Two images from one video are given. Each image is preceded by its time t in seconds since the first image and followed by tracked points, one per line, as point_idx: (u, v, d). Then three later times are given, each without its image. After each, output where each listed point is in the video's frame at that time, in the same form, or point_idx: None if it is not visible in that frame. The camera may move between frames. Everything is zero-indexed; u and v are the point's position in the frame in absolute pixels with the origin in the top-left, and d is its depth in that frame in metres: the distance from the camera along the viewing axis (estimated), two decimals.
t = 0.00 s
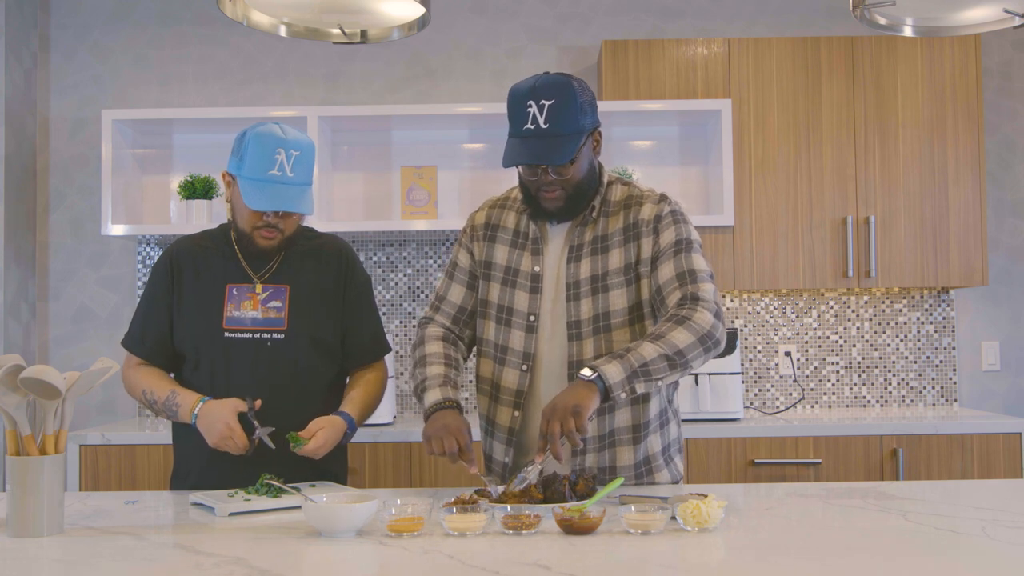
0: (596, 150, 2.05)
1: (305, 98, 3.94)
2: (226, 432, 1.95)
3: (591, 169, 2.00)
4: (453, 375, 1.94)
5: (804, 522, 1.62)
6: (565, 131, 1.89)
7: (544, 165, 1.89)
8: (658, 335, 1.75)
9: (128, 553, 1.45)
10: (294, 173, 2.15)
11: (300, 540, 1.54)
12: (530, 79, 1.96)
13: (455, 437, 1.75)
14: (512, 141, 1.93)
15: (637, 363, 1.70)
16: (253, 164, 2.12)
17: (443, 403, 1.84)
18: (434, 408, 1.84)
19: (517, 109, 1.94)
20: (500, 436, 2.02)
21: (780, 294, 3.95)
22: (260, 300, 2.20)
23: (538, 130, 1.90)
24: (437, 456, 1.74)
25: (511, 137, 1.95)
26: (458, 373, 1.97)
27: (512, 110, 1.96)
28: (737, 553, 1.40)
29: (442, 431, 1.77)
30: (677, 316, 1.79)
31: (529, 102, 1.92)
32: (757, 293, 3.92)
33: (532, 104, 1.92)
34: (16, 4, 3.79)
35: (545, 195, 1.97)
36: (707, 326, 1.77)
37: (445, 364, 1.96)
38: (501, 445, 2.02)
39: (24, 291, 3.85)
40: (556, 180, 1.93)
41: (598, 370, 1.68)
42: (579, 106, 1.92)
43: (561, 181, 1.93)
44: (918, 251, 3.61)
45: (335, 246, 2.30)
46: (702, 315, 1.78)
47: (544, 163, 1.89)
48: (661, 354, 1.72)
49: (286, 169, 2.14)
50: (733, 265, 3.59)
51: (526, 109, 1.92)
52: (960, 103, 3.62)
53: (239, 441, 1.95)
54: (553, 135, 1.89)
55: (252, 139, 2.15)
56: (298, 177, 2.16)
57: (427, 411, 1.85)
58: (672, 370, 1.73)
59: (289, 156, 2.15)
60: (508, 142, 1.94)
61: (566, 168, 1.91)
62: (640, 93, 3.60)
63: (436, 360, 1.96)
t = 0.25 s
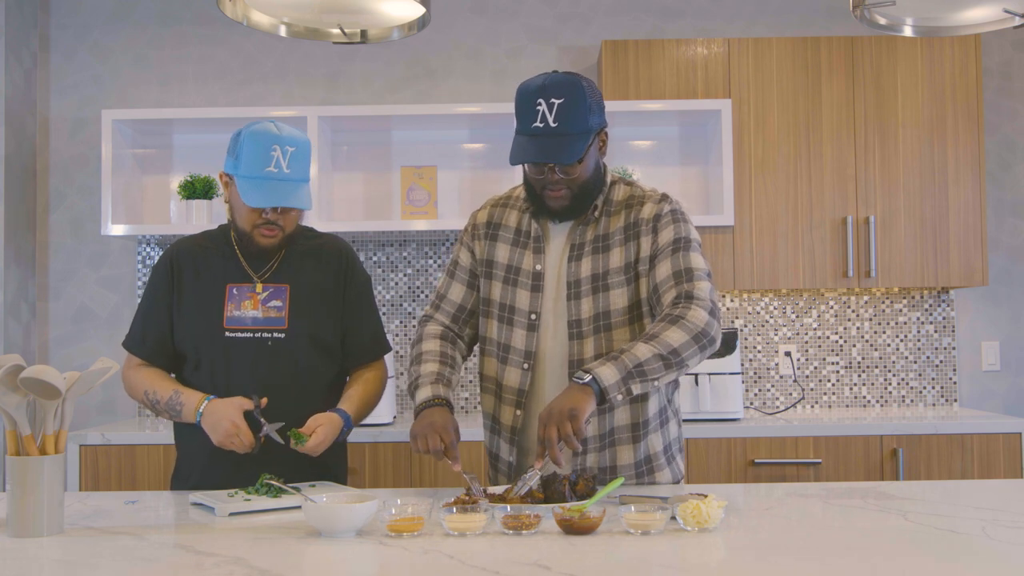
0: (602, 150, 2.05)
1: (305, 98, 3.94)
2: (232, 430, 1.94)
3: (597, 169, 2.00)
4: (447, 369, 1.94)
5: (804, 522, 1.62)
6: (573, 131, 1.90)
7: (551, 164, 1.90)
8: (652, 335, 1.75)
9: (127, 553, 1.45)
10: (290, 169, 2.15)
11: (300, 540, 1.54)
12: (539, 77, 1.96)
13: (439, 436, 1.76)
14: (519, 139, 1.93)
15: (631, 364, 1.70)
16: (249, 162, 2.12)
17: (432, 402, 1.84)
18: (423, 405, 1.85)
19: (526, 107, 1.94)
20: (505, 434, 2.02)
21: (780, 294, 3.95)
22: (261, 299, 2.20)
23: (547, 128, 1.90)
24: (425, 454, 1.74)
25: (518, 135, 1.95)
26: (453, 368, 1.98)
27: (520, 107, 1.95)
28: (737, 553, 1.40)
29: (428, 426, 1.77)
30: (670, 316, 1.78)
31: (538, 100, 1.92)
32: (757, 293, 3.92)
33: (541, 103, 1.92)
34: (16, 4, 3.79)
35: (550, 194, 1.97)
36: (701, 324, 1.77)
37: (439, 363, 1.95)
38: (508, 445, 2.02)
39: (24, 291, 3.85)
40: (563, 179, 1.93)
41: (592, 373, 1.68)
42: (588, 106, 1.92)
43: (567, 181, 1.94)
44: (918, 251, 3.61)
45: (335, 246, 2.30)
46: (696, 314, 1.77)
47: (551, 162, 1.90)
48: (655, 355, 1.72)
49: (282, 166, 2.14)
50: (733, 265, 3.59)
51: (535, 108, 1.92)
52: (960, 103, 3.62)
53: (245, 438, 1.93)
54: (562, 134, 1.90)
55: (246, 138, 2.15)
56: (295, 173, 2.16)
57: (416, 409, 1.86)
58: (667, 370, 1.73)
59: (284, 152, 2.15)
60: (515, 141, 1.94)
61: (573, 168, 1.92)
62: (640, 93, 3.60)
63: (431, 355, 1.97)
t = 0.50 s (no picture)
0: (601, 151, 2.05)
1: (305, 97, 3.94)
2: (231, 429, 1.94)
3: (596, 169, 2.00)
4: (450, 372, 1.95)
5: (803, 522, 1.62)
6: (571, 130, 1.90)
7: (550, 164, 1.90)
8: (663, 334, 1.75)
9: (127, 553, 1.45)
10: (293, 142, 2.22)
11: (300, 540, 1.54)
12: (538, 78, 1.96)
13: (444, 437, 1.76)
14: (519, 139, 1.93)
15: (643, 364, 1.70)
16: (254, 143, 2.18)
17: (437, 403, 1.84)
18: (429, 405, 1.85)
19: (524, 107, 1.94)
20: (504, 435, 2.02)
21: (780, 294, 3.95)
22: (259, 298, 2.20)
23: (546, 129, 1.90)
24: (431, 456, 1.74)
25: (518, 135, 1.95)
26: (457, 368, 1.98)
27: (519, 108, 1.96)
28: (737, 553, 1.40)
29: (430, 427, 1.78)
30: (681, 315, 1.79)
31: (537, 101, 1.92)
32: (757, 293, 3.92)
33: (540, 103, 1.92)
34: (16, 4, 3.79)
35: (549, 195, 1.97)
36: (711, 325, 1.77)
37: (442, 365, 1.96)
38: (506, 445, 2.01)
39: (24, 291, 3.85)
40: (562, 179, 1.92)
41: (606, 372, 1.68)
42: (586, 106, 1.92)
43: (566, 180, 1.93)
44: (918, 251, 3.61)
45: (334, 244, 2.30)
46: (705, 314, 1.78)
47: (550, 162, 1.89)
48: (667, 355, 1.72)
49: (285, 141, 2.21)
50: (733, 265, 3.59)
51: (534, 108, 1.92)
52: (960, 103, 3.62)
53: (244, 437, 1.93)
54: (560, 135, 1.90)
55: (241, 126, 2.20)
56: (297, 146, 2.23)
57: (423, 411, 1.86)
58: (678, 370, 1.73)
59: (284, 128, 2.22)
60: (514, 140, 1.94)
61: (572, 168, 1.91)
62: (640, 93, 3.60)
63: (434, 358, 1.97)
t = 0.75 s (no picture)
0: (600, 150, 2.05)
1: (305, 97, 3.94)
2: (222, 429, 1.94)
3: (594, 169, 2.00)
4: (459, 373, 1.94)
5: (804, 522, 1.61)
6: (569, 130, 1.90)
7: (549, 164, 1.90)
8: (656, 338, 1.75)
9: (127, 553, 1.45)
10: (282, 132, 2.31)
11: (300, 540, 1.54)
12: (536, 77, 1.96)
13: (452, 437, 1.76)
14: (517, 139, 1.93)
15: (633, 365, 1.71)
16: (247, 131, 2.26)
17: (447, 404, 1.84)
18: (440, 407, 1.85)
19: (522, 107, 1.94)
20: (506, 436, 2.02)
21: (780, 294, 3.95)
22: (251, 297, 2.20)
23: (544, 129, 1.90)
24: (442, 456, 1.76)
25: (516, 135, 1.95)
26: (463, 370, 1.97)
27: (517, 108, 1.96)
28: (737, 553, 1.40)
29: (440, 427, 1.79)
30: (675, 319, 1.79)
31: (534, 101, 1.92)
32: (757, 293, 3.92)
33: (537, 103, 1.92)
34: (16, 4, 3.79)
35: (548, 195, 1.97)
36: (704, 332, 1.77)
37: (450, 365, 1.95)
38: (507, 446, 2.01)
39: (24, 291, 3.85)
40: (559, 179, 1.93)
41: (596, 370, 1.68)
42: (584, 106, 1.92)
43: (564, 180, 1.93)
44: (918, 251, 3.61)
45: (327, 244, 2.31)
46: (700, 320, 1.78)
47: (548, 162, 1.90)
48: (657, 357, 1.72)
49: (275, 129, 2.30)
50: (733, 265, 3.60)
51: (531, 108, 1.92)
52: (959, 103, 3.62)
53: (234, 435, 1.94)
54: (558, 135, 1.90)
55: (232, 117, 2.27)
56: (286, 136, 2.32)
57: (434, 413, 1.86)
58: (668, 373, 1.73)
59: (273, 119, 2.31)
60: (513, 141, 1.94)
61: (570, 168, 1.91)
62: (640, 93, 3.60)
63: (441, 361, 1.96)
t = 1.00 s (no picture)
0: (601, 150, 2.05)
1: (305, 97, 3.94)
2: (206, 429, 1.95)
3: (594, 168, 2.00)
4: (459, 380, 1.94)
5: (804, 522, 1.61)
6: (570, 129, 1.90)
7: (549, 162, 1.90)
8: (641, 342, 1.75)
9: (127, 553, 1.45)
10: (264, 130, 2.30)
11: (300, 540, 1.54)
12: (538, 76, 1.96)
13: (450, 438, 1.77)
14: (518, 137, 1.93)
15: (620, 371, 1.70)
16: (231, 130, 2.25)
17: (447, 409, 1.84)
18: (439, 411, 1.84)
19: (523, 106, 1.94)
20: (505, 434, 2.02)
21: (780, 294, 3.95)
22: (236, 296, 2.20)
23: (544, 127, 1.90)
24: (437, 459, 1.75)
25: (517, 133, 1.95)
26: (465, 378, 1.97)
27: (518, 106, 1.96)
28: (737, 553, 1.40)
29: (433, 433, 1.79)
30: (662, 323, 1.79)
31: (535, 99, 1.92)
32: (757, 293, 3.92)
33: (539, 101, 1.92)
34: (16, 4, 3.79)
35: (548, 194, 1.97)
36: (691, 333, 1.77)
37: (449, 369, 1.95)
38: (507, 444, 2.02)
39: (24, 291, 3.85)
40: (559, 177, 1.93)
41: (582, 379, 1.68)
42: (585, 105, 1.92)
43: (564, 179, 1.93)
44: (918, 251, 3.61)
45: (311, 241, 2.32)
46: (686, 322, 1.78)
47: (548, 160, 1.90)
48: (645, 363, 1.72)
49: (258, 128, 2.29)
50: (733, 265, 3.60)
51: (532, 107, 1.92)
52: (959, 103, 3.62)
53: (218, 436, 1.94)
54: (559, 133, 1.90)
55: (215, 117, 2.26)
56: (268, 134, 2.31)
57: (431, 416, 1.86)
58: (656, 377, 1.73)
59: (255, 117, 2.30)
60: (513, 139, 1.94)
61: (570, 167, 1.91)
62: (640, 93, 3.60)
63: (441, 363, 1.97)
